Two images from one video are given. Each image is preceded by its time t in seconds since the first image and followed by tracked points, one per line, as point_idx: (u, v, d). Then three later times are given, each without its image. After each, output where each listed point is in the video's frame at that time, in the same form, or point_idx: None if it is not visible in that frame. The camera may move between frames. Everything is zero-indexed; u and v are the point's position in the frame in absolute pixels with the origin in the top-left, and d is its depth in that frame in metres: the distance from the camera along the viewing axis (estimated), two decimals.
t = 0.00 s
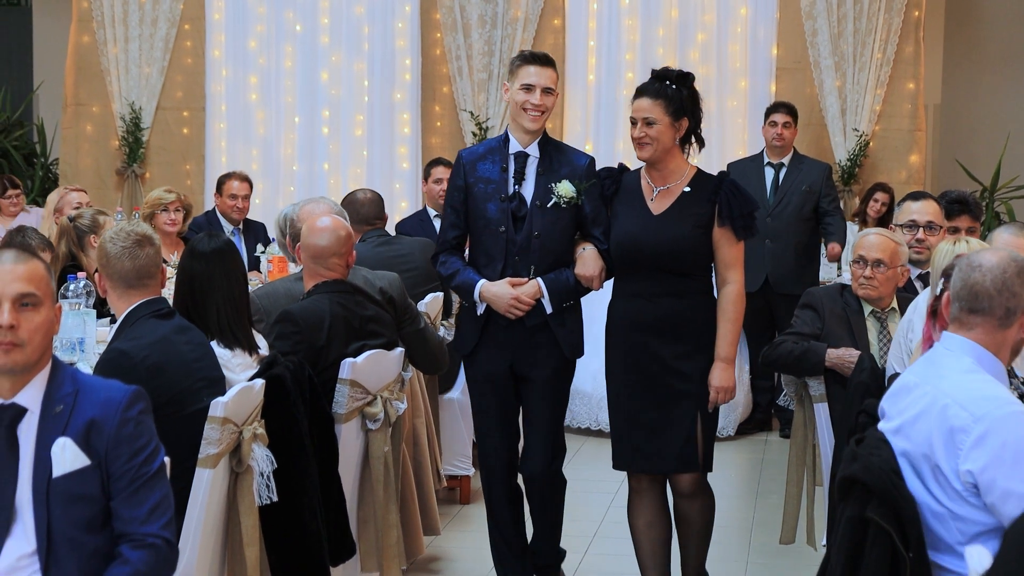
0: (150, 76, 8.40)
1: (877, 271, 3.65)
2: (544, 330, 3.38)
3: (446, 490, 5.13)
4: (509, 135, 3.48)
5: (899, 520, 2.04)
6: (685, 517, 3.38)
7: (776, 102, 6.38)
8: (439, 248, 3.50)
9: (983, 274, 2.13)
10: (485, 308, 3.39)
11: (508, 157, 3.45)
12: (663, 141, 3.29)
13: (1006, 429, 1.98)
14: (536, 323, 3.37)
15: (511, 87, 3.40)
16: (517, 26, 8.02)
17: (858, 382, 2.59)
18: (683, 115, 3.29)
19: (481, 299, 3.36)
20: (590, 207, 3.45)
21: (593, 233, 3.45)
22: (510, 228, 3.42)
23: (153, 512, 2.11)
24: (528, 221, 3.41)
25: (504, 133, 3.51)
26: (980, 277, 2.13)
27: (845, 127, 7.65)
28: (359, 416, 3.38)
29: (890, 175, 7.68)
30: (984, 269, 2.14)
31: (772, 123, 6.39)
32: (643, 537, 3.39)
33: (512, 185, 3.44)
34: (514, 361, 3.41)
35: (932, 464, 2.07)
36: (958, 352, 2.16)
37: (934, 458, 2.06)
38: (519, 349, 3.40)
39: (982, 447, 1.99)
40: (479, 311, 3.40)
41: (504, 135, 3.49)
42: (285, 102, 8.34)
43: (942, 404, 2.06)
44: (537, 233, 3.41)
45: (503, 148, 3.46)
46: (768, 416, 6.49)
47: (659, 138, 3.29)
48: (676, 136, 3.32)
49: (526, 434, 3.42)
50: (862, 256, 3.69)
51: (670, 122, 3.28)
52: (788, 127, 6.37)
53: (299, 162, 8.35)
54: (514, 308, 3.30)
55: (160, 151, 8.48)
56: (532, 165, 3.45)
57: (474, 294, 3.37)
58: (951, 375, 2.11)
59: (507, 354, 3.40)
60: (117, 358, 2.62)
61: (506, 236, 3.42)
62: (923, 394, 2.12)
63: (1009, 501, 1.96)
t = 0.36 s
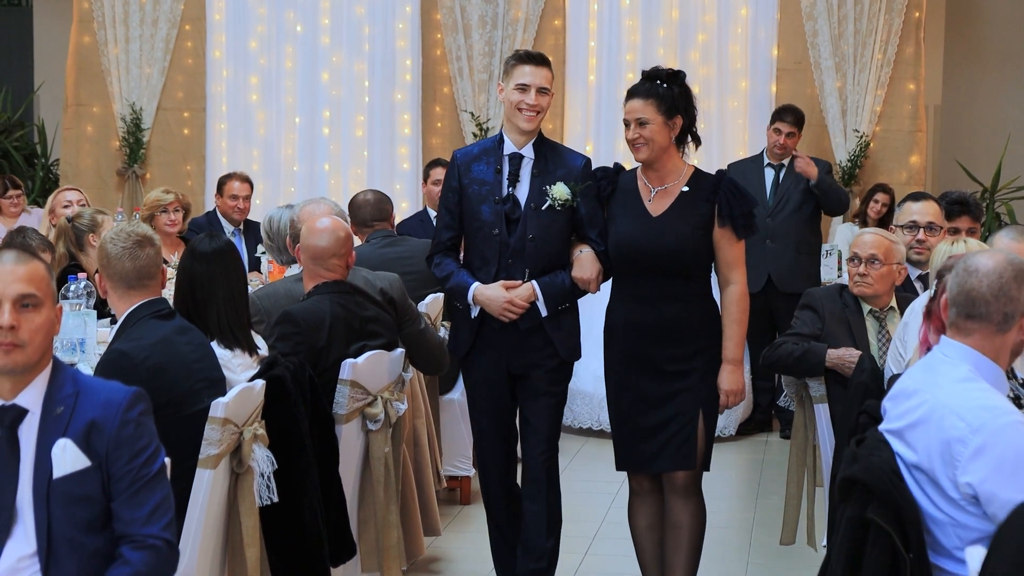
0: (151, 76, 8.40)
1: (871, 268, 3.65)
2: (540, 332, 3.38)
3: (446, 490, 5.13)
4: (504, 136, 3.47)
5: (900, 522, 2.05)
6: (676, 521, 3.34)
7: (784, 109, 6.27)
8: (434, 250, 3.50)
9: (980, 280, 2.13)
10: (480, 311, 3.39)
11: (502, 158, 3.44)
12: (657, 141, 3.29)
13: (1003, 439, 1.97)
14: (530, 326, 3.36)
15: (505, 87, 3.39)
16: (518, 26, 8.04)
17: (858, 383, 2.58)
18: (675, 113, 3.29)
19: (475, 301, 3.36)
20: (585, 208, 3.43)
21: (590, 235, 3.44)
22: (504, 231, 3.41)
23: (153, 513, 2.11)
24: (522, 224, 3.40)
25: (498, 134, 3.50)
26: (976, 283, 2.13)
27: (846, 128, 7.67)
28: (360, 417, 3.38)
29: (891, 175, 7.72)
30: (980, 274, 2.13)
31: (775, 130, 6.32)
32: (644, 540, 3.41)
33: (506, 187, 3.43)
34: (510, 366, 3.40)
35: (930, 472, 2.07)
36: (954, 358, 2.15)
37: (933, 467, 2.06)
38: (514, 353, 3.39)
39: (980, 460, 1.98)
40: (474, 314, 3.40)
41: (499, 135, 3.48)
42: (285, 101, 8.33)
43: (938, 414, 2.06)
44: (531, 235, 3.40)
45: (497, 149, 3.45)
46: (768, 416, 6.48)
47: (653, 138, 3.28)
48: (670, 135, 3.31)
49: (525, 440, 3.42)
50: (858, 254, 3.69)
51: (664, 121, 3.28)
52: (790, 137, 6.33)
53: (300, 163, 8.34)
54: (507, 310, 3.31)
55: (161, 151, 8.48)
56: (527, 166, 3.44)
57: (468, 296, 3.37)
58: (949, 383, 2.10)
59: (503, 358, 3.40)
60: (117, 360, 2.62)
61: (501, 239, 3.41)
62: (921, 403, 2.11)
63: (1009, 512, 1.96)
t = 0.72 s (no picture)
0: (146, 78, 8.40)
1: (867, 268, 3.66)
2: (536, 338, 3.37)
3: (443, 492, 5.13)
4: (499, 139, 3.46)
5: (895, 520, 2.08)
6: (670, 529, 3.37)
7: (781, 114, 6.33)
8: (429, 254, 3.47)
9: (969, 283, 2.13)
10: (475, 316, 3.38)
11: (497, 162, 3.43)
12: (653, 142, 3.29)
13: (995, 447, 1.98)
14: (525, 331, 3.35)
15: (497, 91, 3.38)
16: (513, 27, 8.05)
17: (854, 382, 2.58)
18: (671, 114, 3.29)
19: (470, 306, 3.35)
20: (582, 212, 3.43)
21: (586, 239, 3.44)
22: (499, 235, 3.39)
23: (148, 516, 2.11)
24: (518, 227, 3.39)
25: (493, 137, 3.48)
26: (965, 287, 2.13)
27: (841, 128, 7.65)
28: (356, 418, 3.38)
29: (887, 176, 7.72)
30: (969, 277, 2.13)
31: (772, 136, 6.36)
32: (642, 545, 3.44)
33: (502, 191, 3.41)
34: (505, 369, 3.39)
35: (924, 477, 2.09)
36: (945, 361, 2.17)
37: (927, 473, 2.08)
38: (510, 357, 3.38)
39: (972, 466, 2.00)
40: (469, 318, 3.39)
41: (494, 138, 3.46)
42: (281, 102, 8.33)
43: (931, 420, 2.08)
44: (527, 239, 3.38)
45: (492, 153, 3.44)
46: (764, 416, 6.48)
47: (649, 139, 3.28)
48: (666, 136, 3.31)
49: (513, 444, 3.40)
50: (853, 254, 3.70)
51: (660, 122, 3.28)
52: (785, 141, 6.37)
53: (296, 164, 8.36)
54: (503, 314, 3.29)
55: (157, 153, 8.49)
56: (523, 169, 3.43)
57: (463, 300, 3.36)
58: (941, 388, 2.11)
59: (498, 364, 3.39)
60: (113, 361, 2.62)
61: (496, 243, 3.39)
62: (914, 409, 2.12)
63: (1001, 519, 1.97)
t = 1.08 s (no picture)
0: (149, 80, 8.41)
1: (864, 270, 3.67)
2: (539, 341, 3.39)
3: (444, 490, 5.16)
4: (500, 142, 3.47)
5: (891, 518, 2.10)
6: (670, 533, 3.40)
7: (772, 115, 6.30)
8: (428, 257, 3.48)
9: (962, 285, 2.15)
10: (476, 319, 3.39)
11: (499, 164, 3.44)
12: (657, 144, 3.30)
13: (988, 448, 2.00)
14: (528, 335, 3.37)
15: (500, 91, 3.40)
16: (513, 30, 8.13)
17: (850, 383, 2.58)
18: (676, 116, 3.30)
19: (472, 309, 3.35)
20: (584, 215, 3.45)
21: (587, 241, 3.46)
22: (501, 237, 3.40)
23: (152, 514, 2.13)
24: (520, 230, 3.40)
25: (494, 139, 3.49)
26: (958, 288, 2.15)
27: (838, 129, 7.70)
28: (357, 417, 3.40)
29: (883, 177, 7.78)
30: (962, 279, 2.15)
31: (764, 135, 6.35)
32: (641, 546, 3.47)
33: (503, 193, 3.42)
34: (506, 372, 3.40)
35: (919, 477, 2.12)
36: (939, 362, 2.19)
37: (922, 473, 2.11)
38: (512, 360, 3.39)
39: (966, 468, 2.02)
40: (470, 321, 3.40)
41: (496, 140, 3.48)
42: (283, 105, 8.36)
43: (925, 422, 2.10)
44: (530, 241, 3.39)
45: (494, 155, 3.45)
46: (762, 415, 6.51)
47: (653, 141, 3.29)
48: (671, 139, 3.32)
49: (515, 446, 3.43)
50: (850, 255, 3.71)
51: (664, 124, 3.29)
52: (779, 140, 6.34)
53: (297, 166, 8.38)
54: (506, 318, 3.29)
55: (160, 155, 8.51)
56: (525, 172, 3.44)
57: (465, 303, 3.36)
58: (935, 389, 2.13)
59: (500, 367, 3.40)
60: (114, 360, 2.64)
61: (498, 245, 3.40)
62: (908, 410, 2.15)
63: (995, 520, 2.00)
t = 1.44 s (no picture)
0: (161, 85, 8.49)
1: (857, 271, 3.74)
2: (541, 341, 3.43)
3: (446, 484, 5.24)
4: (505, 144, 3.54)
5: (882, 510, 2.16)
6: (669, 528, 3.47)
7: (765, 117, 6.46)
8: (435, 258, 3.57)
9: (951, 285, 2.21)
10: (480, 319, 3.43)
11: (503, 166, 3.50)
12: (664, 148, 3.35)
13: (976, 443, 2.06)
14: (531, 335, 3.41)
15: (504, 95, 3.46)
16: (514, 37, 8.22)
17: (843, 379, 2.62)
18: (683, 122, 3.36)
19: (475, 309, 3.40)
20: (587, 216, 3.49)
21: (591, 243, 3.50)
22: (505, 238, 3.46)
23: (164, 506, 2.20)
24: (524, 231, 3.45)
25: (500, 141, 3.56)
26: (946, 288, 2.21)
27: (831, 133, 7.95)
28: (363, 413, 3.47)
29: (874, 180, 8.00)
30: (951, 279, 2.21)
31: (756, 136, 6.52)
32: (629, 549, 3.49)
33: (507, 195, 3.48)
34: (505, 370, 3.44)
35: (910, 471, 2.18)
36: (929, 361, 2.26)
37: (912, 468, 2.17)
38: (515, 360, 3.43)
39: (955, 463, 2.08)
40: (474, 322, 3.43)
41: (501, 143, 3.54)
42: (291, 110, 8.44)
43: (915, 418, 2.17)
44: (533, 243, 3.45)
45: (499, 157, 3.51)
46: (756, 412, 6.59)
47: (661, 144, 3.34)
48: (676, 144, 3.38)
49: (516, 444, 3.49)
50: (843, 256, 3.77)
51: (672, 129, 3.34)
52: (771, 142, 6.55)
53: (305, 168, 8.47)
54: (508, 318, 3.34)
55: (172, 158, 8.58)
56: (529, 173, 3.49)
57: (469, 303, 3.41)
58: (925, 386, 2.20)
59: (502, 364, 3.44)
60: (111, 356, 2.69)
61: (502, 246, 3.46)
62: (899, 407, 2.21)
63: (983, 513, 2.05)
